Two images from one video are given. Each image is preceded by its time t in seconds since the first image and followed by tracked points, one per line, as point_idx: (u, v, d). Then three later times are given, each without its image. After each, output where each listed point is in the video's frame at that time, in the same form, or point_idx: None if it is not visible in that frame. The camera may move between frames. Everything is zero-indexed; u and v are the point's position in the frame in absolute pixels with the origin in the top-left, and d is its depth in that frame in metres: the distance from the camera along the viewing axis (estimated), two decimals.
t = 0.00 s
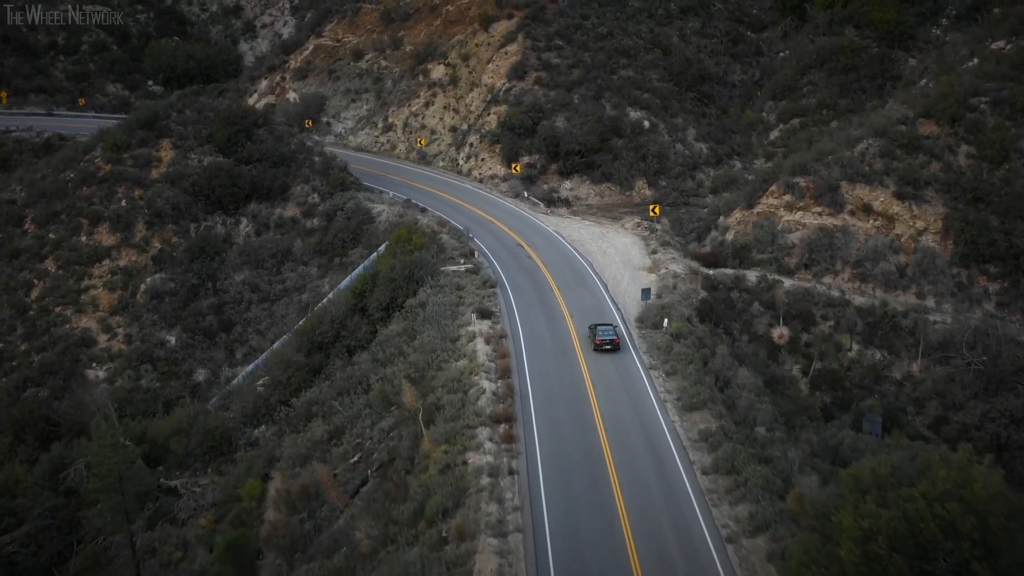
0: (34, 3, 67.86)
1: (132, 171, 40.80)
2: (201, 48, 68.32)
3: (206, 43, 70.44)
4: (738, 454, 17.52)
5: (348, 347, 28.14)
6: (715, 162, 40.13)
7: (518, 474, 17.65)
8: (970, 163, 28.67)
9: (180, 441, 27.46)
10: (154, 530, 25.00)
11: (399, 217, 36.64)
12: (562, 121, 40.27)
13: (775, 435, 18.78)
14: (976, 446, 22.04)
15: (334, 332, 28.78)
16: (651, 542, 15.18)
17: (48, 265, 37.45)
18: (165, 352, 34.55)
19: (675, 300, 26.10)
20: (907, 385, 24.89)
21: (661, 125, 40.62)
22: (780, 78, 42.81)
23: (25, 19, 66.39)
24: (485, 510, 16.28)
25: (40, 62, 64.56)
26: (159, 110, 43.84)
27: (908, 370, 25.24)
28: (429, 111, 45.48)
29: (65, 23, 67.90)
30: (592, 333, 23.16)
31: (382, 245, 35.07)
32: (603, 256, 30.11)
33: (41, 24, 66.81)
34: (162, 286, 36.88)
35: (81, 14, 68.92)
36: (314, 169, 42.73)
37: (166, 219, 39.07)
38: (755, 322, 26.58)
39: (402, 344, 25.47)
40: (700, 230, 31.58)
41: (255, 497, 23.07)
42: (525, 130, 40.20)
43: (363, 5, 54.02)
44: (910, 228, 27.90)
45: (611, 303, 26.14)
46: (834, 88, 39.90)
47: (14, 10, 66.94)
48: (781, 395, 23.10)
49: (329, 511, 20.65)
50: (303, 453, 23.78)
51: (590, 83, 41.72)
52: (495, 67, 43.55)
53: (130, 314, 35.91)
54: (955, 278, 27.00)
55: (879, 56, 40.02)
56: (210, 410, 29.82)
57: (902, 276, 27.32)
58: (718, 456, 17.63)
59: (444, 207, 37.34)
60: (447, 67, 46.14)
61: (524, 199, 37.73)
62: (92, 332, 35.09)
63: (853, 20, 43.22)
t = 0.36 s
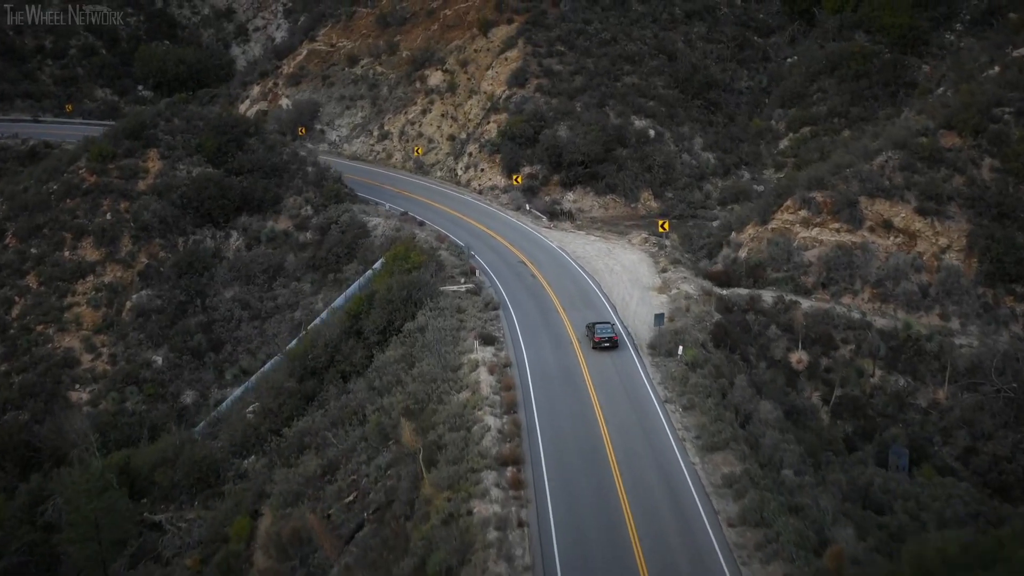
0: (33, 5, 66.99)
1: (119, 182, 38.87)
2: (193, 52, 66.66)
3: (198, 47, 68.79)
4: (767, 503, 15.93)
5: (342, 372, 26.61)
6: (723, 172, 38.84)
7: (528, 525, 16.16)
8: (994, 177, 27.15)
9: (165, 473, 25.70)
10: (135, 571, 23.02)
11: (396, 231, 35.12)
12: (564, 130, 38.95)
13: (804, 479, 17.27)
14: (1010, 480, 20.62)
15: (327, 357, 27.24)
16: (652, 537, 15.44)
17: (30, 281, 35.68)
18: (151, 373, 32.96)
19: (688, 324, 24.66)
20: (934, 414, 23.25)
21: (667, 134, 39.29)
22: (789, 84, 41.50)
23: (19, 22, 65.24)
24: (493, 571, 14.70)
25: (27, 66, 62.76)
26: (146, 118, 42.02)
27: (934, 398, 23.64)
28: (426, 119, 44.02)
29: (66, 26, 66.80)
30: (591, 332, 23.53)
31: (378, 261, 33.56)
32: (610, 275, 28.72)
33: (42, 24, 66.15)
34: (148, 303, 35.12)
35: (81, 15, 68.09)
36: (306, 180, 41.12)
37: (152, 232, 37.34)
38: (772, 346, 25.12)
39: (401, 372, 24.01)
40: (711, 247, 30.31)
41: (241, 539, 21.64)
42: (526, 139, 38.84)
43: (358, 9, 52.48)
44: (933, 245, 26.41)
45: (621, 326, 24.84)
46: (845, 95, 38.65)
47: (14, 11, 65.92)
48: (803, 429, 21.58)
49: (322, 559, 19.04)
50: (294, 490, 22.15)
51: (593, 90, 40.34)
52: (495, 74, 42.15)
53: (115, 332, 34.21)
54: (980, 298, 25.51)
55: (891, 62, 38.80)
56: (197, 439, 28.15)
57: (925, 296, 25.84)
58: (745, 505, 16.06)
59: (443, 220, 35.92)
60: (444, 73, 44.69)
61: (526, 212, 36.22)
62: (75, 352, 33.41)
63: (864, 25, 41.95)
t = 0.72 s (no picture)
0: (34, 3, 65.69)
1: (97, 195, 36.68)
2: (175, 56, 64.86)
3: (180, 51, 66.91)
4: (797, 555, 14.66)
5: (331, 399, 25.13)
6: (723, 182, 37.74)
7: None
8: (1010, 191, 26.19)
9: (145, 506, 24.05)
10: None
11: (387, 246, 33.58)
12: (559, 140, 37.79)
13: (831, 523, 16.08)
14: None
15: (316, 382, 25.66)
16: (652, 534, 15.72)
17: (4, 297, 33.91)
18: (131, 395, 31.40)
19: (697, 348, 23.46)
20: (953, 441, 22.18)
21: (664, 143, 38.16)
22: (789, 91, 40.64)
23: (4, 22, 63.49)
24: None
25: (3, 71, 60.72)
26: (125, 128, 39.23)
27: (953, 424, 22.54)
28: (415, 127, 42.65)
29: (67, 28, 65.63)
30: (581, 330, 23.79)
31: (367, 278, 32.05)
32: (612, 293, 27.53)
33: (42, 24, 64.85)
34: (128, 321, 33.52)
35: (81, 14, 67.08)
36: (292, 192, 38.52)
37: (132, 246, 35.38)
38: (783, 370, 23.92)
39: (395, 401, 22.60)
40: (715, 264, 29.17)
41: None
42: (519, 149, 37.60)
43: (345, 14, 50.90)
44: (947, 262, 25.44)
45: (624, 350, 23.69)
46: (847, 103, 38.04)
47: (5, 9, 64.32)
48: (820, 460, 20.49)
49: None
50: (282, 528, 20.42)
51: (588, 98, 39.13)
52: (487, 81, 40.83)
53: (93, 352, 32.59)
54: (998, 318, 24.49)
55: (893, 69, 38.12)
56: (179, 468, 26.53)
57: (940, 316, 24.83)
58: (772, 557, 14.76)
59: (435, 234, 34.57)
60: (434, 80, 43.33)
61: (521, 225, 34.85)
62: (51, 373, 31.77)
63: (865, 30, 41.00)
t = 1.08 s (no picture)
0: (36, 3, 64.37)
1: (78, 209, 34.56)
2: (158, 61, 63.02)
3: (164, 56, 65.00)
4: None
5: (327, 429, 23.63)
6: (729, 193, 36.68)
7: None
8: None
9: (130, 542, 21.57)
10: None
11: (382, 262, 31.95)
12: (559, 149, 36.41)
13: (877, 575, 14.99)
14: None
15: (311, 412, 24.10)
16: (665, 539, 15.88)
17: None
18: (114, 420, 29.85)
19: (715, 375, 22.36)
20: (985, 471, 21.22)
21: (667, 152, 36.95)
22: (794, 99, 39.82)
23: None
24: None
25: None
26: (106, 139, 37.32)
27: (984, 452, 21.57)
28: (409, 136, 41.20)
29: (60, 27, 64.40)
30: (574, 328, 24.58)
31: (362, 296, 30.44)
32: (620, 314, 26.34)
33: (42, 24, 63.79)
34: (112, 342, 31.84)
35: (81, 14, 65.63)
36: (282, 206, 36.36)
37: (116, 262, 33.47)
38: (805, 397, 22.91)
39: (397, 435, 21.14)
40: (727, 281, 28.21)
41: None
42: (518, 159, 36.25)
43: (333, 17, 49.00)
44: (972, 280, 24.70)
45: (638, 376, 22.53)
46: (855, 111, 37.46)
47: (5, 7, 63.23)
48: (850, 495, 19.44)
49: None
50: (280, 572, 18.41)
51: (588, 105, 37.67)
52: (483, 89, 39.26)
53: (74, 375, 30.93)
54: None
55: (901, 75, 37.89)
56: (165, 503, 24.81)
57: (966, 337, 24.00)
58: None
59: (432, 248, 33.11)
60: (427, 87, 41.83)
61: (522, 238, 33.41)
62: (31, 397, 30.11)
63: (871, 35, 40.48)
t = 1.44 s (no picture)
0: (36, 3, 63.01)
1: (79, 221, 33.18)
2: (160, 65, 61.77)
3: (166, 59, 63.66)
4: None
5: (345, 459, 22.35)
6: (753, 205, 35.52)
7: None
8: None
9: None
10: None
11: (398, 277, 30.70)
12: (578, 158, 35.18)
13: None
14: None
15: (327, 441, 22.77)
16: (700, 546, 15.96)
17: None
18: (118, 443, 28.59)
19: (758, 404, 21.16)
20: None
21: (690, 162, 35.73)
22: (819, 106, 38.68)
23: None
24: None
25: None
26: (108, 148, 35.62)
27: None
28: (421, 144, 39.94)
29: (59, 27, 62.86)
30: (582, 324, 25.05)
31: (377, 314, 29.11)
32: (651, 335, 25.10)
33: (42, 24, 62.34)
34: (115, 361, 30.50)
35: (81, 14, 64.05)
36: (292, 218, 34.96)
37: (119, 276, 32.10)
38: (851, 426, 21.70)
39: (422, 469, 19.80)
40: (761, 300, 27.44)
41: None
42: (536, 169, 34.98)
43: (339, 20, 47.45)
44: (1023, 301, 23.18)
45: (675, 404, 21.34)
46: (883, 118, 36.35)
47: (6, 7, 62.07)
48: (907, 536, 18.26)
49: None
50: None
51: (607, 113, 36.42)
52: (498, 96, 38.03)
53: (76, 396, 29.64)
54: None
55: (930, 82, 36.69)
56: (173, 536, 23.46)
57: (1018, 360, 22.52)
58: None
59: (448, 262, 31.87)
60: (440, 94, 40.55)
61: (543, 252, 32.11)
62: (31, 419, 28.82)
63: (897, 40, 39.33)
